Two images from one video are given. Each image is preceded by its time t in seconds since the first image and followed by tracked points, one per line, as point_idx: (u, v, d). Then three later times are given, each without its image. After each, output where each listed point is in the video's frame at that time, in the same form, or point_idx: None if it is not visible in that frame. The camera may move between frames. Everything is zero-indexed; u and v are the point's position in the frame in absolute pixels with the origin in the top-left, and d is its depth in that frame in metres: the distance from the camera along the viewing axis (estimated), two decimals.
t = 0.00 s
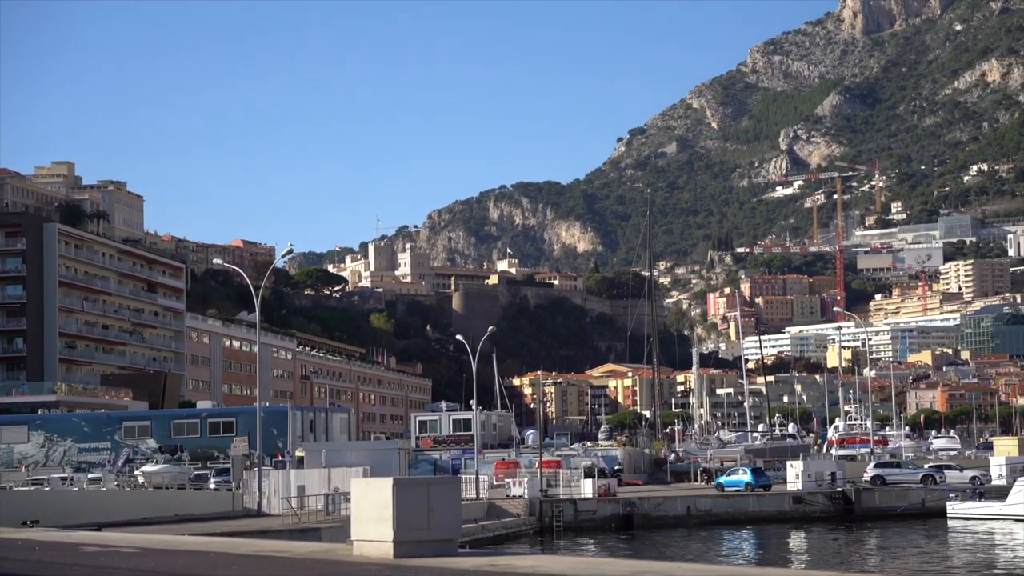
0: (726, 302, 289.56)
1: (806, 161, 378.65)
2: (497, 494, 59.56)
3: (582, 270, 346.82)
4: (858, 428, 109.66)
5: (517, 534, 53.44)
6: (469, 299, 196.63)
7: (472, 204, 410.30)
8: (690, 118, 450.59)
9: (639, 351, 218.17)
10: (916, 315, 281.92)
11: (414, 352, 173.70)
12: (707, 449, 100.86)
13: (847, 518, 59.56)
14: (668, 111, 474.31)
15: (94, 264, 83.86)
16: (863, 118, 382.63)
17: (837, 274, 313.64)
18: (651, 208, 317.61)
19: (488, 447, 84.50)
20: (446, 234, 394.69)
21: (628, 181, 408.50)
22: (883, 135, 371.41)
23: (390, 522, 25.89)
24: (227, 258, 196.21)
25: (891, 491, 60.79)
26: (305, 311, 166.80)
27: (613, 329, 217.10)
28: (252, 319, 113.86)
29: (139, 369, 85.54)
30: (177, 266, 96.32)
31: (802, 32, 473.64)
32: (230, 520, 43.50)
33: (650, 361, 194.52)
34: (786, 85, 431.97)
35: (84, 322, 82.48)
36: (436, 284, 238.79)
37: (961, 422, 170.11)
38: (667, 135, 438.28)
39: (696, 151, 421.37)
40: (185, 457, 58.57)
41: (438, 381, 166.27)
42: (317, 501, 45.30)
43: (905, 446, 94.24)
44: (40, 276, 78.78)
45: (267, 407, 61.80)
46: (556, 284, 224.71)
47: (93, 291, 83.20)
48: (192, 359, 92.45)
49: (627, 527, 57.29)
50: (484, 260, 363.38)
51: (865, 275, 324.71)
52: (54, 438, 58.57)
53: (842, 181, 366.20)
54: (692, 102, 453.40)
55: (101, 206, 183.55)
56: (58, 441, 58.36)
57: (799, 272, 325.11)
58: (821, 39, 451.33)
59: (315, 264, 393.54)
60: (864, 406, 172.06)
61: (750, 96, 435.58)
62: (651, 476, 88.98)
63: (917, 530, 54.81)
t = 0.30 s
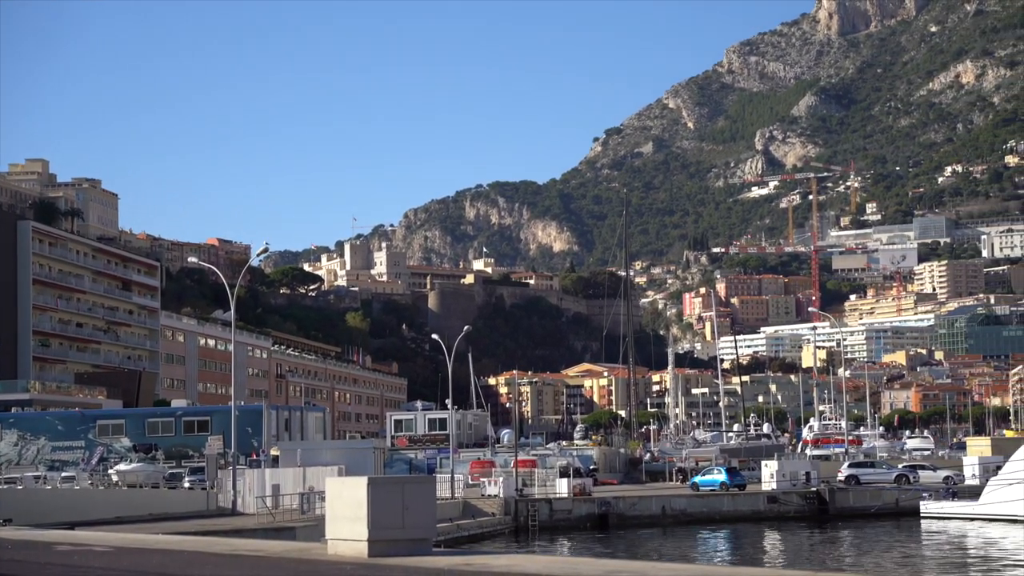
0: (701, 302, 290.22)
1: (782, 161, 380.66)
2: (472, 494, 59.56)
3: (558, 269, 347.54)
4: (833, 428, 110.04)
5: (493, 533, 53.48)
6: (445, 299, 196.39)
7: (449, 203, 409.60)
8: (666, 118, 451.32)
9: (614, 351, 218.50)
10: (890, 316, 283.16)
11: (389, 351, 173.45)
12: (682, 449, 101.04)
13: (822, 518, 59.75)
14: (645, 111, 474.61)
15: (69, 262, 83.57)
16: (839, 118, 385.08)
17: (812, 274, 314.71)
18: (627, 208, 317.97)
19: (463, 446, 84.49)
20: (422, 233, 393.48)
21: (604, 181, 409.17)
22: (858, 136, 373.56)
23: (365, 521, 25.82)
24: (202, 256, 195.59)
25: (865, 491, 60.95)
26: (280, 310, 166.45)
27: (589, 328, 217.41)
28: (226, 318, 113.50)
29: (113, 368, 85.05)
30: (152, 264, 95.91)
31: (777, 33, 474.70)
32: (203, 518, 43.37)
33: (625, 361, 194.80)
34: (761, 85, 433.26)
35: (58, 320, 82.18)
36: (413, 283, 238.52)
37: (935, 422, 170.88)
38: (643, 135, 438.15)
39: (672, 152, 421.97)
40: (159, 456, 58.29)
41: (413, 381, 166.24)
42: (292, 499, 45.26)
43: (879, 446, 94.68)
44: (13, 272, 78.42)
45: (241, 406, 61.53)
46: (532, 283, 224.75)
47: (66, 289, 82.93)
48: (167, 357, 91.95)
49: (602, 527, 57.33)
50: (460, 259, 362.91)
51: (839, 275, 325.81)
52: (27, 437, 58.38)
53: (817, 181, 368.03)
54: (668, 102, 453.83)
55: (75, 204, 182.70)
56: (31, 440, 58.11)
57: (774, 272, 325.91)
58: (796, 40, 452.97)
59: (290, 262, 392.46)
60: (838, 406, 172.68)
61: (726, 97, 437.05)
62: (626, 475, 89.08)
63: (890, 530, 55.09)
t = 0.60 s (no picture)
0: (682, 302, 290.39)
1: (763, 161, 382.55)
2: (453, 493, 59.56)
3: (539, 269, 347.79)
4: (813, 428, 110.27)
5: (473, 533, 53.54)
6: (426, 298, 196.16)
7: (430, 202, 408.85)
8: (648, 118, 451.82)
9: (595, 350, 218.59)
10: (870, 316, 284.17)
11: (370, 351, 173.26)
12: (663, 448, 101.07)
13: (802, 518, 59.86)
14: (626, 111, 474.78)
15: (48, 260, 83.35)
16: (819, 119, 387.57)
17: (793, 274, 315.35)
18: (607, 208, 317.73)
19: (444, 446, 84.47)
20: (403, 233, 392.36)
21: (586, 181, 409.74)
22: (839, 137, 376.03)
23: (344, 520, 25.80)
24: (183, 255, 195.07)
25: (845, 491, 61.09)
26: (261, 309, 166.12)
27: (570, 328, 217.50)
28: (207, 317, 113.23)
29: (93, 366, 84.70)
30: (132, 263, 95.61)
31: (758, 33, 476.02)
32: (183, 518, 43.27)
33: (606, 361, 194.99)
34: (742, 86, 433.84)
35: (38, 318, 81.92)
36: (394, 282, 238.27)
37: (915, 422, 171.37)
38: (624, 135, 437.79)
39: (653, 152, 422.56)
40: (139, 455, 58.16)
41: (394, 380, 166.12)
42: (272, 498, 45.21)
43: (858, 446, 94.94)
44: None
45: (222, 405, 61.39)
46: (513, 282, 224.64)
47: (47, 287, 82.74)
48: (148, 355, 91.62)
49: (582, 526, 57.40)
50: (442, 258, 361.99)
51: (820, 276, 326.71)
52: (6, 435, 58.23)
53: (798, 182, 369.15)
54: (649, 102, 453.82)
55: (55, 202, 182.08)
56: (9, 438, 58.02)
57: (754, 273, 326.10)
58: (776, 41, 453.59)
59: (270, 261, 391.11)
60: (819, 407, 173.10)
61: (708, 97, 437.88)
62: (607, 474, 89.12)
63: (870, 530, 55.20)
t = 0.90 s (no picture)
0: (661, 302, 290.68)
1: (743, 162, 384.76)
2: (431, 493, 59.57)
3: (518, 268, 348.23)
4: (791, 428, 110.45)
5: (451, 532, 53.51)
6: (406, 296, 195.96)
7: (409, 201, 408.11)
8: (627, 118, 451.77)
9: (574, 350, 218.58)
10: (848, 316, 285.12)
11: (349, 350, 172.96)
12: (642, 447, 101.21)
13: (779, 517, 60.02)
14: (606, 111, 474.73)
15: (25, 258, 83.09)
16: (798, 120, 389.17)
17: (772, 274, 315.93)
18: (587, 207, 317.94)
19: (423, 445, 84.48)
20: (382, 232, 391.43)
21: (565, 181, 410.02)
22: (817, 137, 377.77)
23: (322, 520, 25.80)
24: (161, 253, 194.45)
25: (822, 490, 61.24)
26: (239, 307, 165.67)
27: (549, 327, 217.50)
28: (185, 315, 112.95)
29: (70, 364, 84.28)
30: (110, 261, 95.34)
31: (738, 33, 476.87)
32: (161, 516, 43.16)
33: (585, 360, 195.08)
34: (722, 85, 434.76)
35: (15, 316, 81.58)
36: (372, 280, 237.92)
37: (892, 422, 171.91)
38: (604, 135, 437.84)
39: (632, 151, 423.02)
40: (116, 453, 58.02)
41: (373, 380, 165.90)
42: (250, 498, 45.19)
43: (836, 445, 95.18)
44: None
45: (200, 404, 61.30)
46: (492, 281, 224.66)
47: (23, 285, 82.44)
48: (125, 354, 91.27)
49: (560, 525, 57.43)
50: (421, 258, 361.50)
51: (799, 276, 327.36)
52: None
53: (776, 182, 370.04)
54: (629, 102, 454.20)
55: (33, 199, 181.30)
56: None
57: (733, 272, 326.67)
58: (756, 42, 454.85)
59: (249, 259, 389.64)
60: (796, 407, 173.54)
61: (687, 97, 438.54)
62: (585, 474, 89.19)
63: (847, 528, 55.32)
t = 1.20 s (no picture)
0: (642, 301, 290.96)
1: (723, 162, 385.47)
2: (412, 492, 59.49)
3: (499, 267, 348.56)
4: (771, 428, 110.61)
5: (432, 531, 53.50)
6: (387, 295, 195.62)
7: (390, 200, 407.26)
8: (609, 117, 451.82)
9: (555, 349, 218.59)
10: (828, 316, 285.80)
11: (329, 349, 172.63)
12: (622, 446, 101.30)
13: (760, 516, 60.08)
14: (587, 110, 474.31)
15: (4, 257, 82.68)
16: (779, 120, 390.57)
17: (753, 274, 316.25)
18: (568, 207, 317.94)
19: (404, 444, 84.41)
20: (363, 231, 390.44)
21: (546, 181, 409.93)
22: (798, 137, 379.23)
23: (302, 518, 25.77)
24: (140, 252, 193.79)
25: (802, 490, 61.37)
26: (219, 306, 165.18)
27: (530, 327, 217.43)
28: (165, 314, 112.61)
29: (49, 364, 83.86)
30: (90, 260, 94.94)
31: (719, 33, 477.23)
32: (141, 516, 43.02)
33: (566, 359, 195.05)
34: (703, 86, 435.24)
35: None
36: (353, 280, 237.64)
37: (871, 421, 172.53)
38: (585, 134, 437.66)
39: (613, 151, 423.12)
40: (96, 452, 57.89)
41: (354, 379, 165.62)
42: (230, 497, 45.16)
43: (816, 445, 95.35)
44: None
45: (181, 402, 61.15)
46: (473, 281, 224.50)
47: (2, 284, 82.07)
48: (104, 353, 90.87)
49: (541, 524, 57.42)
50: (402, 257, 360.76)
51: (779, 276, 326.46)
52: None
53: (757, 182, 370.96)
54: (610, 101, 454.14)
55: (12, 198, 180.48)
56: None
57: (714, 272, 326.97)
58: (737, 41, 455.55)
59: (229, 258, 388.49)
60: (777, 406, 173.76)
61: (668, 96, 438.69)
62: (566, 473, 89.18)
63: (828, 528, 55.35)
